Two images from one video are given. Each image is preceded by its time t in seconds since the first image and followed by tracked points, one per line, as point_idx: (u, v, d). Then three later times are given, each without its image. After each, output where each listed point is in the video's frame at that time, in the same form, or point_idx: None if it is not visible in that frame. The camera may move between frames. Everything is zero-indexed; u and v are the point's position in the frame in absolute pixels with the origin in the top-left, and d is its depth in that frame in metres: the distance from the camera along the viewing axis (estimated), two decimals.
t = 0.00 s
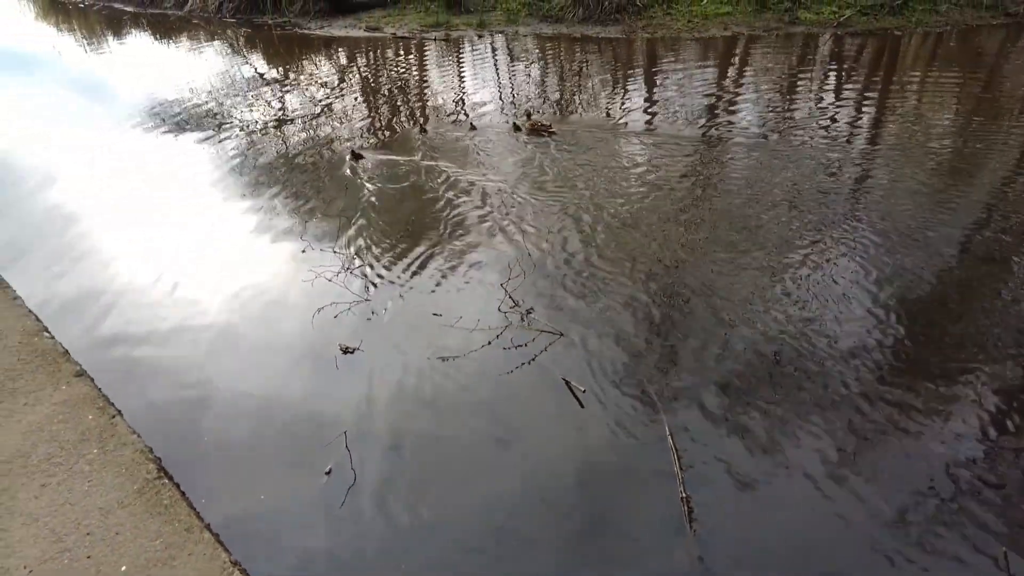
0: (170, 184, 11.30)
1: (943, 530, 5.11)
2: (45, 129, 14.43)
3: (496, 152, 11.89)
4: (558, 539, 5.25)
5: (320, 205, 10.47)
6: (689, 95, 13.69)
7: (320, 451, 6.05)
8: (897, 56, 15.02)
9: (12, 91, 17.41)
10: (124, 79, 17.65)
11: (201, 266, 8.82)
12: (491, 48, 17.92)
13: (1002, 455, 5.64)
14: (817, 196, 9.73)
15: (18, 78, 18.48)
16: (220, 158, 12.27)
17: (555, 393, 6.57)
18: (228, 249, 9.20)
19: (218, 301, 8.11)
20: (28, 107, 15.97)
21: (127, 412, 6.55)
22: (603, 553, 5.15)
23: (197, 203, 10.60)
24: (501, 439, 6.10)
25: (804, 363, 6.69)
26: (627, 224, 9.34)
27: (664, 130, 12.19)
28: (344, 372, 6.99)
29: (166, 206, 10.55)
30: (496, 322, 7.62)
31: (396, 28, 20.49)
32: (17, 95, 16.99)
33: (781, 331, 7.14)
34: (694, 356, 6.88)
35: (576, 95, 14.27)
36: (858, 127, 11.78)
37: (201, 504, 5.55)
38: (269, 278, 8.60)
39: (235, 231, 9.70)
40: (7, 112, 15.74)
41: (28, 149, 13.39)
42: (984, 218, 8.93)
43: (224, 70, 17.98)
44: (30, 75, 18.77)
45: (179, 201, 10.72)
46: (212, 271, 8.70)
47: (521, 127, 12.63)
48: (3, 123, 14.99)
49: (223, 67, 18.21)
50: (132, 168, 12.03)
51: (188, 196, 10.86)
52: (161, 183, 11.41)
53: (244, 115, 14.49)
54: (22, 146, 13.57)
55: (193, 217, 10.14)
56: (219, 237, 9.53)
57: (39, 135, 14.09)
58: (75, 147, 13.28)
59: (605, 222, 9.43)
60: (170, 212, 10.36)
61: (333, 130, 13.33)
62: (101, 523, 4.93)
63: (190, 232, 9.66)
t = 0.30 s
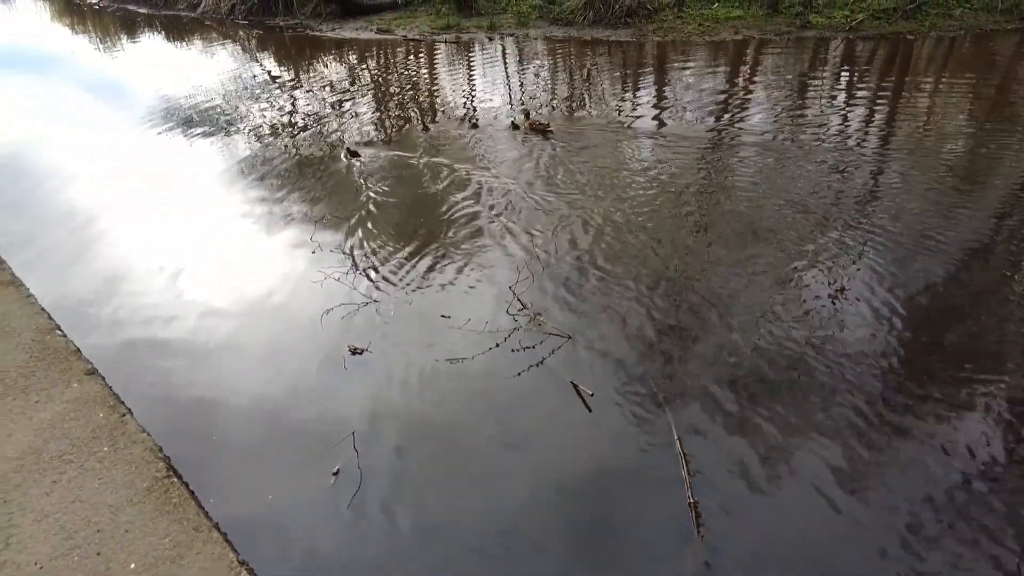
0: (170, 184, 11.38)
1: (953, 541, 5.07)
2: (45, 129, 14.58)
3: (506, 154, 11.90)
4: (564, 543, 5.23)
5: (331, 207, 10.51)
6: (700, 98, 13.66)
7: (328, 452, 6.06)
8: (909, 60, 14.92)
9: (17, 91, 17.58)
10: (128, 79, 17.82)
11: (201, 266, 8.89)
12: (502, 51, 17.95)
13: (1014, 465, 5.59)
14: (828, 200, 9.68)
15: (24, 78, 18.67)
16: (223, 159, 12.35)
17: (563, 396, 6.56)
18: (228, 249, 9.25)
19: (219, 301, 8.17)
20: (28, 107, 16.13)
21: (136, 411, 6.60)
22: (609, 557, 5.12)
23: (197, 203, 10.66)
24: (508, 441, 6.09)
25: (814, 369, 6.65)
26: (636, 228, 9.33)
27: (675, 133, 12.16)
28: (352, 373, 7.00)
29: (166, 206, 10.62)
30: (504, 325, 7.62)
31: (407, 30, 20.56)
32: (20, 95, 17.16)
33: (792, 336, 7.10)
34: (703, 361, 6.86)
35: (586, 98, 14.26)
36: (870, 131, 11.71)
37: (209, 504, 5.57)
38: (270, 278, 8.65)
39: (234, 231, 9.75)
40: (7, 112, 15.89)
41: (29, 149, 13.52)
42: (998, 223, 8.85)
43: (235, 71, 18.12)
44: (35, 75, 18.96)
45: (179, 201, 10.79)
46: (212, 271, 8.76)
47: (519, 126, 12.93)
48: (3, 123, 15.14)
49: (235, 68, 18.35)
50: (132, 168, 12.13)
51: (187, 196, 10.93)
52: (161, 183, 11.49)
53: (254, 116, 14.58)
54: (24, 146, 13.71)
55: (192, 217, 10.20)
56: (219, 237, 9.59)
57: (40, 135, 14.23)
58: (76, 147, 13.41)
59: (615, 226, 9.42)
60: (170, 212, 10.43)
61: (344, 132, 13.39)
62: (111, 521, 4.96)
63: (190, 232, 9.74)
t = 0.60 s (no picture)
0: (170, 184, 11.50)
1: (967, 549, 5.04)
2: (44, 129, 14.89)
3: (517, 157, 11.94)
4: (574, 546, 5.24)
5: (343, 208, 10.59)
6: (712, 101, 13.65)
7: (340, 451, 6.10)
8: (924, 65, 14.82)
9: (21, 91, 17.91)
10: (133, 81, 18.06)
11: (201, 265, 8.99)
12: (514, 54, 18.00)
13: None
14: (841, 205, 9.63)
15: (32, 78, 19.03)
16: (222, 159, 12.48)
17: (574, 399, 6.55)
18: (228, 249, 9.33)
19: (219, 300, 8.25)
20: (28, 107, 16.41)
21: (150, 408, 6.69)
22: (619, 560, 5.12)
23: (197, 203, 10.77)
24: (519, 443, 6.11)
25: (827, 374, 6.61)
26: (648, 231, 9.33)
27: (687, 137, 12.15)
28: (363, 374, 7.04)
29: (166, 206, 10.75)
30: (515, 327, 7.63)
31: (420, 33, 20.66)
32: (23, 95, 17.49)
33: (804, 341, 7.06)
34: (715, 364, 6.84)
35: (597, 101, 14.28)
36: (883, 135, 11.64)
37: (223, 502, 5.64)
38: (272, 278, 8.71)
39: (235, 231, 9.84)
40: (8, 112, 16.19)
41: (29, 149, 13.76)
42: (1014, 229, 8.77)
43: (248, 72, 18.30)
44: (41, 76, 19.26)
45: (179, 201, 10.91)
46: (211, 271, 8.85)
47: (520, 124, 13.18)
48: (4, 123, 15.41)
49: (248, 69, 18.53)
50: (133, 168, 12.30)
51: (188, 197, 11.04)
52: (161, 183, 11.62)
53: (267, 117, 14.72)
54: (25, 146, 13.95)
55: (192, 217, 10.31)
56: (219, 237, 9.68)
57: (40, 135, 14.47)
58: (77, 147, 13.61)
59: (626, 229, 9.42)
60: (170, 212, 10.55)
61: (357, 134, 13.46)
62: (126, 517, 5.01)
63: (190, 232, 9.84)
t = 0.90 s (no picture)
0: (169, 184, 11.62)
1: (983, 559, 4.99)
2: (44, 129, 15.05)
3: (528, 159, 11.96)
4: (585, 550, 5.23)
5: (355, 209, 10.65)
6: (724, 105, 13.61)
7: (352, 452, 6.12)
8: (940, 69, 14.69)
9: (26, 91, 18.13)
10: (138, 82, 18.25)
11: (201, 265, 9.08)
12: (526, 57, 18.03)
13: None
14: (855, 209, 9.57)
15: (40, 78, 19.27)
16: (225, 160, 12.60)
17: (585, 403, 6.55)
18: (228, 249, 9.42)
19: (221, 300, 8.33)
20: (28, 107, 16.64)
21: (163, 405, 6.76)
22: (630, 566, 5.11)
23: (196, 203, 10.88)
24: (530, 446, 6.11)
25: (841, 381, 6.57)
26: (660, 234, 9.31)
27: (699, 140, 12.12)
28: (375, 374, 7.07)
29: (165, 206, 10.87)
30: (527, 329, 7.63)
31: (433, 35, 20.73)
32: (22, 95, 17.69)
33: (818, 347, 7.02)
34: (729, 369, 6.81)
35: (610, 104, 14.28)
36: (898, 140, 11.55)
37: (235, 500, 5.68)
38: (273, 278, 8.78)
39: (234, 231, 9.92)
40: (8, 112, 16.40)
41: (30, 149, 13.91)
42: None
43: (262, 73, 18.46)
44: (48, 76, 19.49)
45: (178, 201, 11.02)
46: (211, 271, 8.94)
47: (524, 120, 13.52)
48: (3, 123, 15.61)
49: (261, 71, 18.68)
50: (132, 168, 12.44)
51: (187, 197, 11.14)
52: (160, 182, 11.76)
53: (280, 118, 14.84)
54: (25, 146, 14.11)
55: (192, 217, 10.41)
56: (219, 237, 9.77)
57: (42, 135, 14.66)
58: (78, 148, 13.75)
59: (639, 232, 9.40)
60: (170, 212, 10.65)
61: (370, 135, 13.52)
62: (142, 514, 5.06)
63: (189, 232, 9.94)
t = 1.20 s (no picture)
0: (169, 185, 11.75)
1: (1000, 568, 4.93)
2: (46, 129, 15.23)
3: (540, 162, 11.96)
4: (595, 553, 5.21)
5: (368, 210, 10.71)
6: (737, 108, 13.56)
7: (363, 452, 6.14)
8: (957, 74, 14.56)
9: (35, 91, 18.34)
10: (149, 82, 18.45)
11: (200, 265, 9.18)
12: (539, 60, 18.06)
13: None
14: (869, 214, 9.49)
15: (51, 78, 19.51)
16: (227, 160, 12.73)
17: (597, 406, 6.53)
18: (227, 249, 9.51)
19: (224, 299, 8.41)
20: (28, 107, 16.85)
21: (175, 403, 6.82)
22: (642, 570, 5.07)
23: (196, 204, 10.99)
24: (541, 449, 6.10)
25: (855, 387, 6.52)
26: (672, 238, 9.29)
27: (712, 144, 12.08)
28: (387, 375, 7.09)
29: (165, 206, 10.99)
30: (539, 332, 7.63)
31: (447, 37, 20.80)
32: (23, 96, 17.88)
33: (832, 352, 6.97)
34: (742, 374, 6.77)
35: (622, 107, 14.27)
36: (913, 144, 11.46)
37: (248, 498, 5.70)
38: (281, 278, 8.84)
39: (234, 231, 10.01)
40: (9, 112, 16.61)
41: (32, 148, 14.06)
42: None
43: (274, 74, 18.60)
44: (59, 77, 19.73)
45: (178, 201, 11.14)
46: (213, 271, 9.03)
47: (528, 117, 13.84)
48: (5, 123, 15.81)
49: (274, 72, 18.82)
50: (133, 169, 12.60)
51: (186, 196, 11.27)
52: (161, 183, 11.90)
53: (293, 118, 14.95)
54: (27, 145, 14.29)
55: (192, 217, 10.52)
56: (219, 237, 9.87)
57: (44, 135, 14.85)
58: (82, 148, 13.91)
59: (651, 235, 9.39)
60: (170, 212, 10.78)
61: (383, 136, 13.58)
62: (156, 510, 5.10)
63: (188, 232, 10.05)
